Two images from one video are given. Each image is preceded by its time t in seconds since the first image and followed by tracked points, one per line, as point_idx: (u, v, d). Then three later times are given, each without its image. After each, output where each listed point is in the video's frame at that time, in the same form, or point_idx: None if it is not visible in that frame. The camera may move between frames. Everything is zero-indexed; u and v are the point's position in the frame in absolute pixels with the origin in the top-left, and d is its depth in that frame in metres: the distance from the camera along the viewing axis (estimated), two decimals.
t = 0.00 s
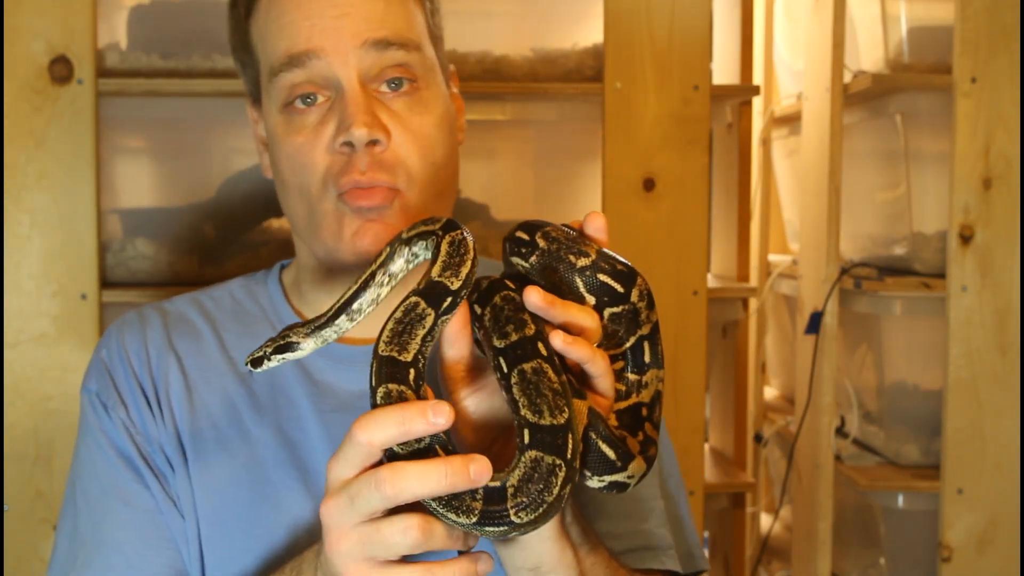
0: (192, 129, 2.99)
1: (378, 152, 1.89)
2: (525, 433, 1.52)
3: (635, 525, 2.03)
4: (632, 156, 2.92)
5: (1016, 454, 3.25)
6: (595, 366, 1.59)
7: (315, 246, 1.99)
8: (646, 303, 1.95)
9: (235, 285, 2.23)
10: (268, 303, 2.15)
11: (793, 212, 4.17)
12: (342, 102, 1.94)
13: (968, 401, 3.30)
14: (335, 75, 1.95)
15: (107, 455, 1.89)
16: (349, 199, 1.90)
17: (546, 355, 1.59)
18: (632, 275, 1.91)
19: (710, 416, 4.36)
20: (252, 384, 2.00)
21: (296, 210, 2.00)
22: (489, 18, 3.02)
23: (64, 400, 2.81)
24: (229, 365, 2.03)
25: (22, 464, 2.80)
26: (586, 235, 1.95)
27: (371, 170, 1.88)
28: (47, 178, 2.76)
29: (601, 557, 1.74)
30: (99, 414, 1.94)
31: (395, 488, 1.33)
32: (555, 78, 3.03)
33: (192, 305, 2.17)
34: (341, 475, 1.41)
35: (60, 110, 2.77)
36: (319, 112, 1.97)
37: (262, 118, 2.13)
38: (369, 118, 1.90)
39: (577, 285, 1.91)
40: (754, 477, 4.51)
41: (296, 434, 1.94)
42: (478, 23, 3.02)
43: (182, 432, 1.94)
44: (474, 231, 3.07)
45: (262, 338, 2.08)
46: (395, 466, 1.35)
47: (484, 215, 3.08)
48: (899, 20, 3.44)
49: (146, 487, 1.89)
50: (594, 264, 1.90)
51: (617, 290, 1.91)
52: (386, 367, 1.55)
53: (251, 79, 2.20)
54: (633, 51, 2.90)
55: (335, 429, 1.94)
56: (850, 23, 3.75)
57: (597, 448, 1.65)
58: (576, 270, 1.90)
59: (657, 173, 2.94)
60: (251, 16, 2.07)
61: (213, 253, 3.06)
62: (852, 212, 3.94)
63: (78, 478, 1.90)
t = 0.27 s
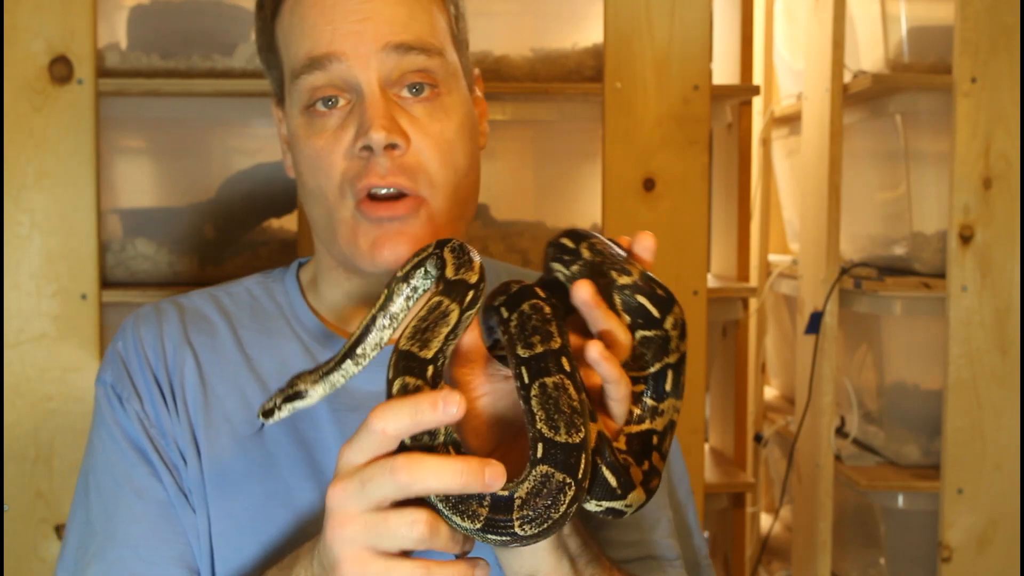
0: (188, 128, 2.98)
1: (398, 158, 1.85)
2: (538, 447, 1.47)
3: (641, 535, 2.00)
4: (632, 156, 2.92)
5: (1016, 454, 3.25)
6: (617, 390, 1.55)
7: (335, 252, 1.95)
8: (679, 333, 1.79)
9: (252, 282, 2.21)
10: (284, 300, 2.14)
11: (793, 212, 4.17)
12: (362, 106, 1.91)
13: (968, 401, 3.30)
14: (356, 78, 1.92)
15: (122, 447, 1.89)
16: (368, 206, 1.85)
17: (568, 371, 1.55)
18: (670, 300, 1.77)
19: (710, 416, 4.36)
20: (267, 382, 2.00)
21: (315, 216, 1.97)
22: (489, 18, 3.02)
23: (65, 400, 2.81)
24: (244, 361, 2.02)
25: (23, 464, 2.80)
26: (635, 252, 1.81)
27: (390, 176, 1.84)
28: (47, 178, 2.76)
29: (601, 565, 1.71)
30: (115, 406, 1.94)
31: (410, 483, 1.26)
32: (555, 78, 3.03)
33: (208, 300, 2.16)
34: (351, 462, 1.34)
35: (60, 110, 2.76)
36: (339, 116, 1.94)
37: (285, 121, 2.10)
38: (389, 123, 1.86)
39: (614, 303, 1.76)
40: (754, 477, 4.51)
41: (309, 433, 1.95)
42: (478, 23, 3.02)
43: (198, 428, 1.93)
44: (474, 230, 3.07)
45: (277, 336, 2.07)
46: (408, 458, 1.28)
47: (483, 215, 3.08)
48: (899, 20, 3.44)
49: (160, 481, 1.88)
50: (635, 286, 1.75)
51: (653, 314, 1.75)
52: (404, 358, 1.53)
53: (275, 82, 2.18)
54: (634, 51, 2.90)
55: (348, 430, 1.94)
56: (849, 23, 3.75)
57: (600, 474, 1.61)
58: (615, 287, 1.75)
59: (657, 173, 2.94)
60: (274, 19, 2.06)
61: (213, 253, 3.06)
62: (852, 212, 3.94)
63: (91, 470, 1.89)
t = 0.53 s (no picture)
0: (189, 129, 2.98)
1: (408, 151, 1.85)
2: (550, 433, 1.49)
3: (645, 533, 2.00)
4: (632, 156, 2.92)
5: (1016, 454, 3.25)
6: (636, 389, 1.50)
7: (343, 246, 1.93)
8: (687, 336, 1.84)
9: (258, 282, 2.22)
10: (289, 300, 2.14)
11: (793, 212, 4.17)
12: (372, 102, 1.91)
13: (968, 401, 3.30)
14: (366, 74, 1.93)
15: (129, 443, 1.90)
16: (378, 198, 1.85)
17: (580, 361, 1.56)
18: (681, 302, 1.80)
19: (711, 416, 4.36)
20: (273, 380, 2.00)
21: (323, 212, 1.96)
22: (489, 18, 3.02)
23: (64, 400, 2.82)
24: (249, 358, 2.02)
25: (23, 464, 2.80)
26: (652, 254, 1.82)
27: (400, 169, 1.83)
28: (47, 178, 2.76)
29: (601, 564, 1.69)
30: (122, 404, 1.95)
31: (413, 435, 1.30)
32: (555, 78, 3.03)
33: (214, 300, 2.17)
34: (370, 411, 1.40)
35: (60, 110, 2.77)
36: (348, 111, 1.94)
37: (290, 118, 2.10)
38: (400, 117, 1.86)
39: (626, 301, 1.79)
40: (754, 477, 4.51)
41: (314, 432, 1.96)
42: (478, 23, 3.02)
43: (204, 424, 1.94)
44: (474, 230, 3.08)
45: (282, 334, 2.06)
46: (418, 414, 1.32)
47: (483, 215, 3.08)
48: (899, 20, 3.44)
49: (167, 477, 1.88)
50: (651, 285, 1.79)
51: (664, 315, 1.80)
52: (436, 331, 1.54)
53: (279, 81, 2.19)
54: (634, 51, 2.90)
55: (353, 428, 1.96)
56: (849, 23, 3.75)
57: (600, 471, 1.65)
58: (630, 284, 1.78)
59: (656, 173, 2.94)
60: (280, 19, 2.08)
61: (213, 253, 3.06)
62: (852, 212, 3.94)
63: (100, 467, 1.91)
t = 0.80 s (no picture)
0: (190, 129, 2.98)
1: (414, 159, 1.85)
2: (566, 431, 1.49)
3: (648, 529, 2.00)
4: (632, 156, 2.92)
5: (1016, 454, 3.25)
6: (648, 379, 1.50)
7: (348, 254, 1.94)
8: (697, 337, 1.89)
9: (255, 286, 2.21)
10: (287, 303, 2.13)
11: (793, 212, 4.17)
12: (374, 109, 1.91)
13: (968, 401, 3.30)
14: (367, 82, 1.92)
15: (129, 449, 1.91)
16: (385, 208, 1.85)
17: (590, 359, 1.58)
18: (689, 302, 1.87)
19: (711, 416, 4.36)
20: (271, 383, 1.97)
21: (327, 220, 1.96)
22: (489, 18, 3.02)
23: (64, 400, 2.81)
24: (247, 360, 2.00)
25: (23, 464, 2.80)
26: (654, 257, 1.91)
27: (408, 178, 1.84)
28: (48, 179, 2.76)
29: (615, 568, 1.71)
30: (122, 409, 1.97)
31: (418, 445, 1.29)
32: (556, 78, 3.03)
33: (213, 305, 2.17)
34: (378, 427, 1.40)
35: (60, 110, 2.76)
36: (349, 120, 1.93)
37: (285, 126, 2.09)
38: (404, 124, 1.86)
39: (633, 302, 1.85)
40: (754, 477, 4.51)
41: (313, 433, 1.94)
42: (478, 23, 3.02)
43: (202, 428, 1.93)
44: (474, 231, 3.08)
45: (280, 337, 2.04)
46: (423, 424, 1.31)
47: (484, 215, 3.08)
48: (899, 20, 3.44)
49: (168, 481, 1.89)
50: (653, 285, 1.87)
51: (674, 315, 1.85)
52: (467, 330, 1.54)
53: (268, 87, 2.17)
54: (634, 52, 2.90)
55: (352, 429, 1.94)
56: (849, 23, 3.75)
57: (631, 463, 1.61)
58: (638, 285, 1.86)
59: (657, 173, 2.94)
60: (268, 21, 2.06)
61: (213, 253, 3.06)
62: (852, 212, 3.94)
63: (103, 472, 1.94)
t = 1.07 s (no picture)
0: (190, 129, 2.98)
1: (408, 167, 1.86)
2: (563, 446, 1.50)
3: (649, 529, 2.00)
4: (632, 156, 2.92)
5: (1016, 454, 3.26)
6: (646, 377, 1.51)
7: (343, 262, 1.95)
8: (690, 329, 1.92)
9: (251, 287, 2.22)
10: (282, 304, 2.13)
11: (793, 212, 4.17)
12: (366, 120, 1.90)
13: (968, 401, 3.30)
14: (356, 92, 1.91)
15: (121, 456, 1.92)
16: (378, 218, 1.86)
17: (584, 370, 1.59)
18: (681, 296, 1.89)
19: (711, 416, 4.36)
20: (265, 386, 1.97)
21: (321, 229, 1.97)
22: (489, 18, 3.02)
23: (64, 400, 2.81)
24: (241, 363, 2.00)
25: (23, 464, 2.80)
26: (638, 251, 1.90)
27: (402, 187, 1.85)
28: (47, 179, 2.76)
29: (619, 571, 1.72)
30: (115, 416, 1.96)
31: (398, 485, 1.33)
32: (555, 78, 3.03)
33: (208, 307, 2.17)
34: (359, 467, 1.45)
35: (60, 110, 2.76)
36: (340, 129, 1.93)
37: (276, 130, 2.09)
38: (397, 134, 1.86)
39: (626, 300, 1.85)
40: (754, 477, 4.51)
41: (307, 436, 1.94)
42: (478, 23, 3.01)
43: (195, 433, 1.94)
44: (474, 231, 3.08)
45: (275, 339, 2.05)
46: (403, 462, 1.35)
47: (484, 215, 3.08)
48: (899, 20, 3.44)
49: (161, 488, 1.90)
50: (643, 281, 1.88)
51: (666, 310, 1.87)
52: (474, 335, 1.57)
53: (257, 89, 2.16)
54: (634, 52, 2.90)
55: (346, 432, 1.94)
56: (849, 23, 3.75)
57: (640, 463, 1.62)
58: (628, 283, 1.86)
59: (657, 173, 2.94)
60: (258, 25, 2.05)
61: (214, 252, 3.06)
62: (852, 212, 3.94)
63: (95, 480, 1.93)
